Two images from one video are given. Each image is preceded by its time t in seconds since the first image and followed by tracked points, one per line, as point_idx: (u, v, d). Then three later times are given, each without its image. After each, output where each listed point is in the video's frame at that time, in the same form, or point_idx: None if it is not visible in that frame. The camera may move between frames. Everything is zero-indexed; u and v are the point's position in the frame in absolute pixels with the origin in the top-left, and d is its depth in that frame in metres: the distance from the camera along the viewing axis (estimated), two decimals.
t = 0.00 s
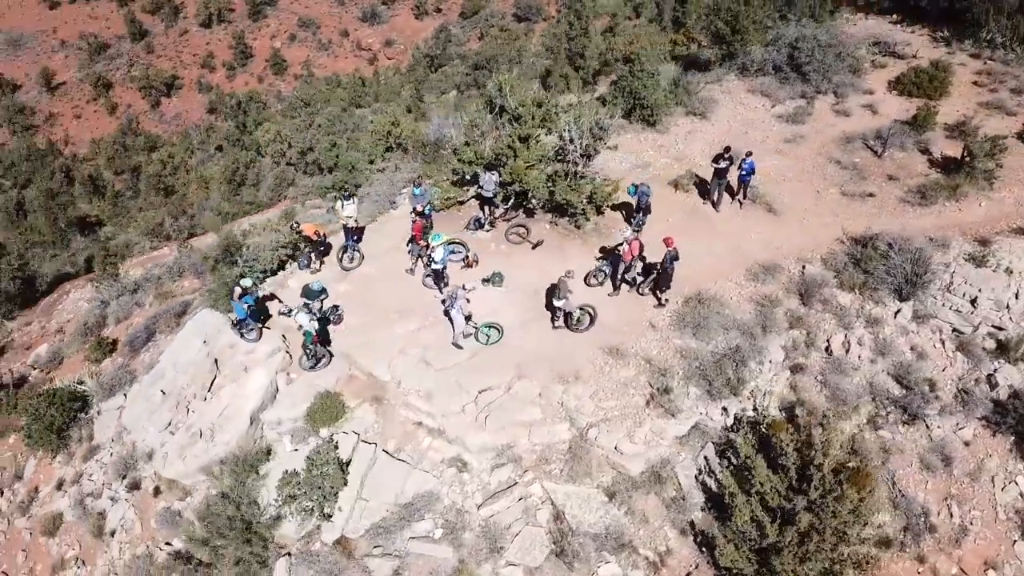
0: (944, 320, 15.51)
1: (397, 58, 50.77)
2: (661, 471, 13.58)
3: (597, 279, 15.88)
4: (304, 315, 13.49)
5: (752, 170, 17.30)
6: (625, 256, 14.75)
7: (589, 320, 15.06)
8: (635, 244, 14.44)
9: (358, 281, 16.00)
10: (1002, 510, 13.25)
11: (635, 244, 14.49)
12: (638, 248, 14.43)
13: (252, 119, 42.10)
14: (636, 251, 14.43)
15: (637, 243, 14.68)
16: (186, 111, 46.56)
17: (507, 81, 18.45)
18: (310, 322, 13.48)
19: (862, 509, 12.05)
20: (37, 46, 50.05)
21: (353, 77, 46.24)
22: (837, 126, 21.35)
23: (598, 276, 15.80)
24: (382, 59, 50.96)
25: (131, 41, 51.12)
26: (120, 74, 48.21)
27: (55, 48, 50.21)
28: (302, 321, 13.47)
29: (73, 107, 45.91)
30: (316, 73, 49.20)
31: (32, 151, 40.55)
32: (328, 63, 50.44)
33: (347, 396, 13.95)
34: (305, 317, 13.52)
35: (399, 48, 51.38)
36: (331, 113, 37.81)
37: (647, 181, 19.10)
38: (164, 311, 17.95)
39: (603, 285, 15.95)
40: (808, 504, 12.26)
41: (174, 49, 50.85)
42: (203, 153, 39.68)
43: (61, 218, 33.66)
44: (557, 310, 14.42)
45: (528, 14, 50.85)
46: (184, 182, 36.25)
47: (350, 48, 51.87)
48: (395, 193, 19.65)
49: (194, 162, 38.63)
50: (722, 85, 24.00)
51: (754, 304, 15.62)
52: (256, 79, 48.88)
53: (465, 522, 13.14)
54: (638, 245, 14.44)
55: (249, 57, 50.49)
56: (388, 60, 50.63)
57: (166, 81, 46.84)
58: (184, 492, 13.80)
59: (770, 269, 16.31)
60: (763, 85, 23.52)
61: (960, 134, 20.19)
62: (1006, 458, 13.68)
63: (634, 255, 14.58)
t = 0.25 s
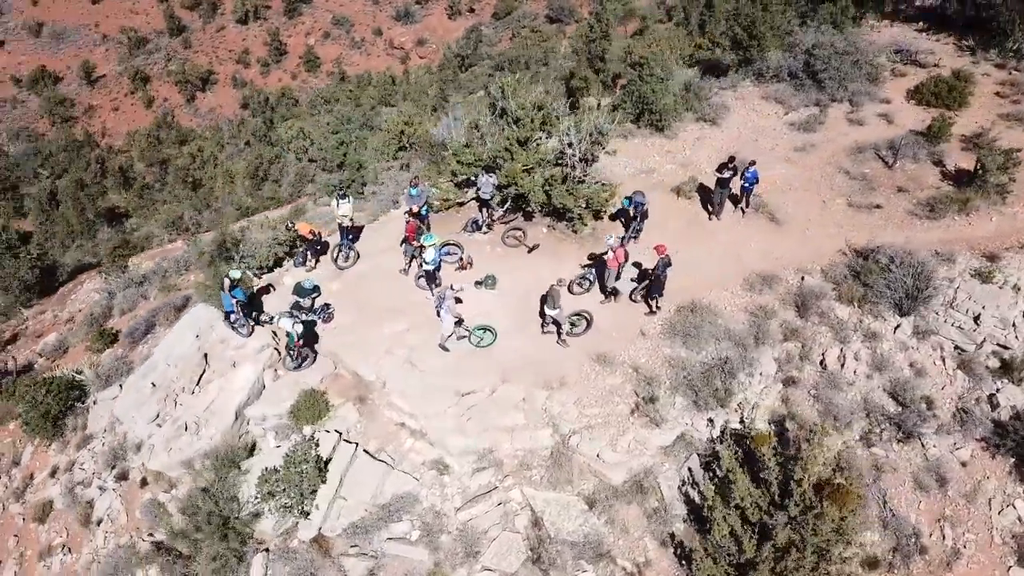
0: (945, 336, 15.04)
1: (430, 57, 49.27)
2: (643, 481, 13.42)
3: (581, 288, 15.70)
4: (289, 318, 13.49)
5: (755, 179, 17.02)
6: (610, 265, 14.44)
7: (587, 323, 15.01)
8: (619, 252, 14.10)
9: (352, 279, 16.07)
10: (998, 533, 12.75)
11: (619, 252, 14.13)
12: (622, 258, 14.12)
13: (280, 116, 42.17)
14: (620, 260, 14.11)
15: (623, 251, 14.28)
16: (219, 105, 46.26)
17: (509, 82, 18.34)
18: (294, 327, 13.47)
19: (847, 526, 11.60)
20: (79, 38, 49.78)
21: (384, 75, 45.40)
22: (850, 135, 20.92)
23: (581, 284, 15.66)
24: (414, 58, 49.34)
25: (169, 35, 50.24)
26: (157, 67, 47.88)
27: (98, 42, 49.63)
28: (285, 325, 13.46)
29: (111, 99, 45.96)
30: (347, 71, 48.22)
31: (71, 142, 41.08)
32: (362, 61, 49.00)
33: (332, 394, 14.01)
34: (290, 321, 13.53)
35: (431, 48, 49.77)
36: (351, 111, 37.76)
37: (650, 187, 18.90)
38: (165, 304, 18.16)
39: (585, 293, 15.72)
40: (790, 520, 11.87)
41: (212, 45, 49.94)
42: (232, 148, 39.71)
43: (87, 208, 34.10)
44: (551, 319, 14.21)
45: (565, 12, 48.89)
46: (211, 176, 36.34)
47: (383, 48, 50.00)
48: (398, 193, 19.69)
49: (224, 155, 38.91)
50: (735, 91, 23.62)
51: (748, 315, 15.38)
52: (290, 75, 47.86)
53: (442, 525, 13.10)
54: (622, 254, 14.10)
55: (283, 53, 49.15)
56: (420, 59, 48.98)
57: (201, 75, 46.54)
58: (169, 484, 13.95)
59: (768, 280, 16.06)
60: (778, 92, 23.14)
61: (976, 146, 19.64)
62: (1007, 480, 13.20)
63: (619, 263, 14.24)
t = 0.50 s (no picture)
0: (949, 356, 14.78)
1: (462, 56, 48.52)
2: (626, 492, 13.31)
3: (569, 296, 15.50)
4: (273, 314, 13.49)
5: (761, 190, 16.66)
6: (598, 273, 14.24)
7: (585, 328, 14.76)
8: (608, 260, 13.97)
9: (348, 279, 16.12)
10: (991, 561, 12.67)
11: (606, 261, 14.01)
12: (609, 266, 13.98)
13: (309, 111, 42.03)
14: (607, 268, 13.95)
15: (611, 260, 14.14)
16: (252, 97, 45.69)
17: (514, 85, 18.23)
18: (276, 323, 13.43)
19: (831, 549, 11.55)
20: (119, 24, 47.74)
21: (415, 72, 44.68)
22: (865, 146, 20.52)
23: (568, 292, 15.47)
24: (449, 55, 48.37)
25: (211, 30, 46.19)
26: (197, 62, 43.86)
27: (141, 36, 45.26)
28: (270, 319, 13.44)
29: (150, 94, 41.99)
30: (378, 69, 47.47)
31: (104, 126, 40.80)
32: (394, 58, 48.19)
33: (320, 393, 14.07)
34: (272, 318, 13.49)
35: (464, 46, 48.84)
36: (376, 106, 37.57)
37: (655, 194, 18.70)
38: (171, 296, 18.39)
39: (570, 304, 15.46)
40: (770, 539, 11.64)
41: (250, 40, 46.12)
42: (257, 133, 38.44)
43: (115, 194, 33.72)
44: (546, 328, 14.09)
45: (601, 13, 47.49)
46: (242, 171, 34.92)
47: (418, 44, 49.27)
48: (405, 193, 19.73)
49: (255, 147, 36.45)
50: (751, 98, 23.31)
51: (744, 328, 15.16)
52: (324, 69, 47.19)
53: (422, 527, 13.10)
54: (609, 262, 13.98)
55: (316, 45, 47.18)
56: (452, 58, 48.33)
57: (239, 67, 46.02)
58: (158, 476, 14.15)
59: (768, 292, 15.79)
60: (794, 100, 22.81)
61: (993, 162, 19.16)
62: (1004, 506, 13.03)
63: (606, 272, 14.12)
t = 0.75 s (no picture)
0: (958, 381, 14.29)
1: (505, 58, 48.38)
2: (612, 504, 13.15)
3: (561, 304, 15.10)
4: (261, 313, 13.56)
5: (771, 203, 16.28)
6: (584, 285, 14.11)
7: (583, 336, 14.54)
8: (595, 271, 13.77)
9: (350, 279, 16.18)
10: None
11: (595, 273, 13.78)
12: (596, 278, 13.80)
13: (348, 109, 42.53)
14: (594, 281, 13.71)
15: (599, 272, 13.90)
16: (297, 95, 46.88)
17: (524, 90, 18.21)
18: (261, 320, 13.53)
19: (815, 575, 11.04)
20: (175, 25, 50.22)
21: (454, 74, 44.71)
22: (886, 161, 20.03)
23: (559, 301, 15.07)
24: (489, 58, 48.69)
25: (256, 27, 50.50)
26: (243, 57, 48.33)
27: (190, 30, 50.07)
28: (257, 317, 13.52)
29: (197, 87, 46.73)
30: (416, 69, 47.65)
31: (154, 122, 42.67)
32: (437, 59, 48.48)
33: (312, 392, 14.16)
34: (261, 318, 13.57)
35: (506, 49, 48.97)
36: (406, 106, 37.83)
37: (666, 203, 18.48)
38: (182, 289, 18.70)
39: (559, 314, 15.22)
40: (751, 560, 11.43)
41: (296, 37, 50.20)
42: (296, 133, 39.73)
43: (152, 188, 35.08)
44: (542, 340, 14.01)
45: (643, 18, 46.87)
46: (276, 164, 36.70)
47: (459, 46, 49.69)
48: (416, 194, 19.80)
49: (295, 145, 37.80)
50: (774, 109, 23.04)
51: (744, 343, 14.91)
52: (366, 70, 48.00)
53: (405, 530, 13.09)
54: (597, 275, 13.79)
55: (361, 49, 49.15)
56: (496, 60, 48.21)
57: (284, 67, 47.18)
58: (153, 467, 14.37)
59: (772, 307, 15.50)
60: (818, 111, 22.40)
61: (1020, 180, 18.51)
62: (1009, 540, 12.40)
63: (594, 284, 13.91)
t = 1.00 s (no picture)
0: (964, 408, 13.72)
1: (544, 59, 48.34)
2: (596, 517, 12.99)
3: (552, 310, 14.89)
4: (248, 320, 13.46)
5: (779, 218, 15.95)
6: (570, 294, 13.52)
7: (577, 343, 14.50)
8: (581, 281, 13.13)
9: (350, 279, 16.24)
10: None
11: (581, 282, 13.15)
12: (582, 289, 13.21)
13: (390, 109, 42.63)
14: (581, 291, 13.10)
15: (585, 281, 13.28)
16: (337, 93, 47.47)
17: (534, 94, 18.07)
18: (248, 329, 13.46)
19: None
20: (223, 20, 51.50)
21: (492, 74, 44.64)
22: (907, 176, 19.49)
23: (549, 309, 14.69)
24: (529, 60, 48.61)
25: (302, 23, 51.11)
26: (287, 53, 49.19)
27: (237, 26, 51.24)
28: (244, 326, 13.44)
29: (241, 81, 47.83)
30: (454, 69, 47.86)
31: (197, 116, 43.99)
32: (477, 59, 48.70)
33: (303, 390, 14.23)
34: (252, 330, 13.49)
35: (547, 50, 48.85)
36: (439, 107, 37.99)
37: (675, 213, 18.25)
38: (192, 282, 18.97)
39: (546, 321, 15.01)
40: None
41: (339, 34, 50.65)
42: (332, 129, 40.40)
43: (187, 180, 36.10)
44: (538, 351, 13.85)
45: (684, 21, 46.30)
46: (310, 161, 37.29)
47: (500, 47, 49.69)
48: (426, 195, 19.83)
49: (330, 142, 38.42)
50: (797, 119, 22.66)
51: (742, 359, 14.63)
52: (407, 69, 48.33)
53: (387, 533, 13.09)
54: (584, 284, 13.13)
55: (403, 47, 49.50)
56: (535, 62, 48.18)
57: (325, 64, 47.87)
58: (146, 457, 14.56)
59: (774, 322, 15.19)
60: (841, 123, 21.93)
61: None
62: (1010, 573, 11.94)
63: (580, 293, 13.28)
